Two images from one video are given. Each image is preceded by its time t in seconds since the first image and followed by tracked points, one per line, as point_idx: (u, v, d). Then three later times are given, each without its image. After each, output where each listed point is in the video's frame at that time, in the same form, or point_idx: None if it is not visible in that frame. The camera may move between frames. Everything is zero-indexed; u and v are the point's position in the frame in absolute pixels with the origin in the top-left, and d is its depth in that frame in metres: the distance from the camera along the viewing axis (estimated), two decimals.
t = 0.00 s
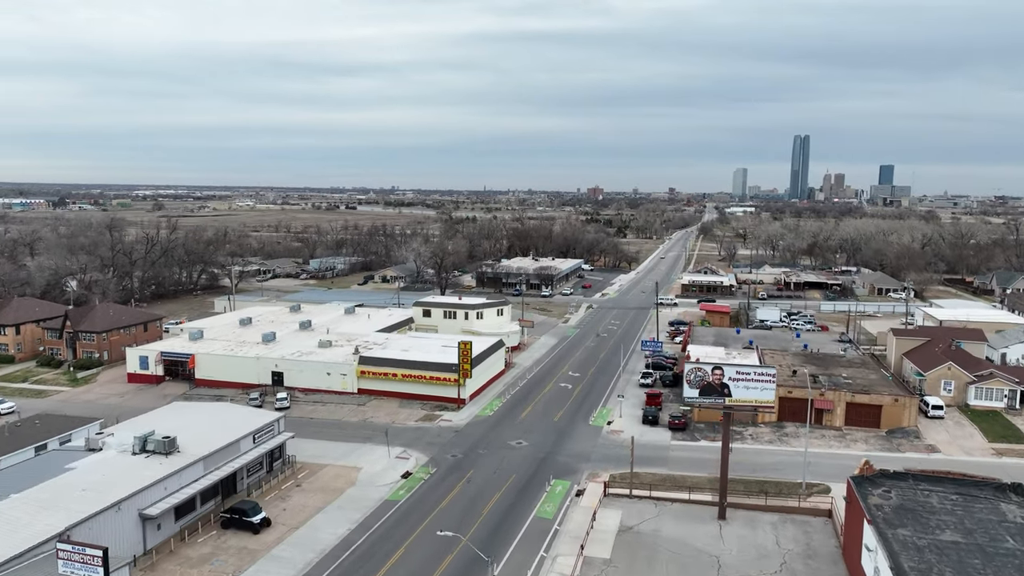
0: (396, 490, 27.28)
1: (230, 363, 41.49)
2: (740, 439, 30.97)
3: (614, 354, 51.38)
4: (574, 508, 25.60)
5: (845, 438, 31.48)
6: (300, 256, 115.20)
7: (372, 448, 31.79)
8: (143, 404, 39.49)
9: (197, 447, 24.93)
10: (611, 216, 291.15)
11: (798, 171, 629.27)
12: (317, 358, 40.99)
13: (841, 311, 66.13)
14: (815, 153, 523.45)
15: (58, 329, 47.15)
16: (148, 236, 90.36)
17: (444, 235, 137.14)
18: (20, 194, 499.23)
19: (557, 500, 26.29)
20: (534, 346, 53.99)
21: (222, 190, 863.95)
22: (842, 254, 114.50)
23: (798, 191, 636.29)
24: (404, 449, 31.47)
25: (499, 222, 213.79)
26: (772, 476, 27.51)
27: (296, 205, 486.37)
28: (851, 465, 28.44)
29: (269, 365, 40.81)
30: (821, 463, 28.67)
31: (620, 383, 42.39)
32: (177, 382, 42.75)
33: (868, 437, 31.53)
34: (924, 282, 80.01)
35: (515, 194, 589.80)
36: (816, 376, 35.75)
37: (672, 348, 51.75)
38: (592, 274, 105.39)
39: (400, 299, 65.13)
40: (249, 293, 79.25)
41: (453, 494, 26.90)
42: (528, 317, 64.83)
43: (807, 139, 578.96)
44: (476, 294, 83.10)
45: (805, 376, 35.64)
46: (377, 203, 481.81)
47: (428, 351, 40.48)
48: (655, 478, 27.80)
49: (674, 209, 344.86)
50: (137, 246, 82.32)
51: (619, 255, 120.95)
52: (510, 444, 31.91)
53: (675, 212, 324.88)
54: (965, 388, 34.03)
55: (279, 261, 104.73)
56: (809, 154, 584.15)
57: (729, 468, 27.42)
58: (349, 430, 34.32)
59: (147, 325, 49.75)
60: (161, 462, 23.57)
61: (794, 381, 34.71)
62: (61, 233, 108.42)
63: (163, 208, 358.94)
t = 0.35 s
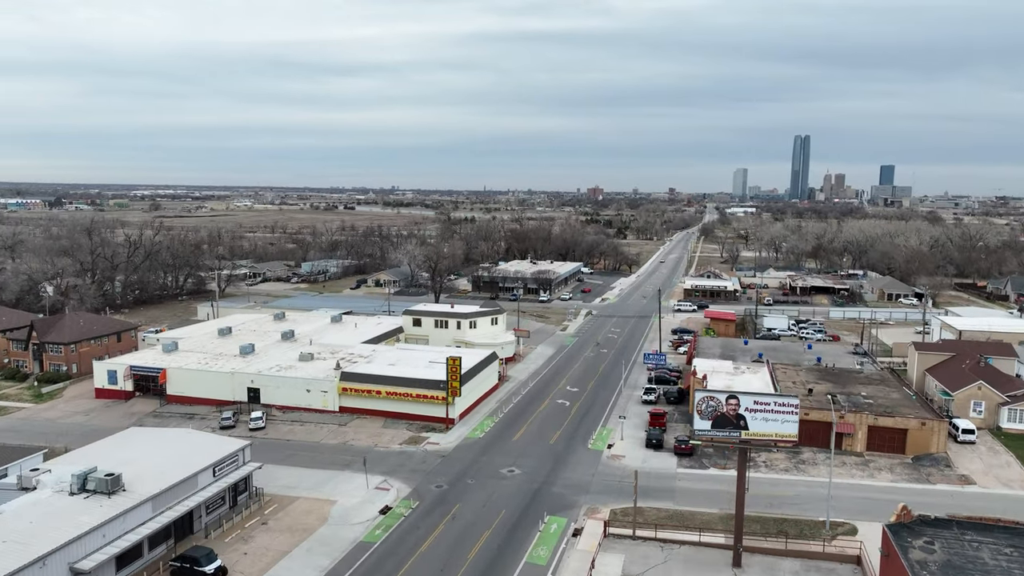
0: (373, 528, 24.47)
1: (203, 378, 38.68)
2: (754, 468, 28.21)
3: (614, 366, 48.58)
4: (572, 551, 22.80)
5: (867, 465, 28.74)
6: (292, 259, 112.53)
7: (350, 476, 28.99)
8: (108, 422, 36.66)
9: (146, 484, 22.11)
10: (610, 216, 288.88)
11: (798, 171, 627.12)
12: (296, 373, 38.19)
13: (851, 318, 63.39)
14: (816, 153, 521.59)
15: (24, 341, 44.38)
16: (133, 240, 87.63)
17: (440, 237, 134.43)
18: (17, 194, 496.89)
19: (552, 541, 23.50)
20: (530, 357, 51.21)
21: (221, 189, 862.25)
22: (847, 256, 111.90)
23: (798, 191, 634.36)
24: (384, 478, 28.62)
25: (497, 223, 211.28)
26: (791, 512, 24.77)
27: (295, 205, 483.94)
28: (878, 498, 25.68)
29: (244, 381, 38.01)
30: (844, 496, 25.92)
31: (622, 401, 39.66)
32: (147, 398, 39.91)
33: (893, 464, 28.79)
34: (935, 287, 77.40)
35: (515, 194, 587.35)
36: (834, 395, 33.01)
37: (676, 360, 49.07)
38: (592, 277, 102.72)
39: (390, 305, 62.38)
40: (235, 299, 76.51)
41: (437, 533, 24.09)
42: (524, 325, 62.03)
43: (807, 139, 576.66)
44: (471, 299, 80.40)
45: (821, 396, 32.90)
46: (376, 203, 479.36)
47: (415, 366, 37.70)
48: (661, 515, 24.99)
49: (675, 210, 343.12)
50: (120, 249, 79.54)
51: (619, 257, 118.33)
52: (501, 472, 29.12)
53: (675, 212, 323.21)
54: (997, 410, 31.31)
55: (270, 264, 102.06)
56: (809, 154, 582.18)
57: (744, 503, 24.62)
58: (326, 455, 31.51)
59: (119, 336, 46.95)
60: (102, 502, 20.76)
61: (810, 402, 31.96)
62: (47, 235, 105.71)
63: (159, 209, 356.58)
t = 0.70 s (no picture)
0: None
1: (171, 398, 35.68)
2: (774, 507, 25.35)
3: (616, 381, 45.60)
4: None
5: (899, 502, 25.82)
6: (284, 263, 109.77)
7: (324, 515, 26.04)
8: (66, 447, 33.68)
9: (78, 539, 19.15)
10: (609, 217, 286.12)
11: (798, 171, 624.45)
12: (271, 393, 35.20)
13: (864, 327, 60.48)
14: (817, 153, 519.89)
15: None
16: (118, 244, 84.85)
17: (437, 239, 131.62)
18: (14, 194, 495.01)
19: None
20: (527, 371, 48.25)
21: (220, 189, 860.74)
22: (854, 260, 109.28)
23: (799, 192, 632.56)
24: (361, 518, 25.66)
25: (496, 224, 208.65)
26: (820, 563, 21.79)
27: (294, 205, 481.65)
28: (915, 544, 22.77)
29: (215, 402, 35.06)
30: (879, 542, 22.96)
31: (624, 423, 36.70)
32: (112, 419, 36.92)
33: (928, 502, 25.86)
34: (948, 294, 74.48)
35: (515, 194, 584.87)
36: (857, 422, 30.12)
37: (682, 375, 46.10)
38: (592, 281, 99.91)
39: (381, 314, 59.42)
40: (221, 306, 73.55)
41: None
42: (521, 334, 59.05)
43: (808, 139, 576.21)
44: (467, 306, 77.47)
45: (844, 423, 29.99)
46: (375, 203, 477.01)
47: (400, 387, 34.75)
48: (672, 566, 22.01)
49: (675, 211, 340.78)
50: (103, 254, 76.69)
51: (620, 261, 115.57)
52: (492, 510, 26.15)
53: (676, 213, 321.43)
54: None
55: (261, 268, 99.27)
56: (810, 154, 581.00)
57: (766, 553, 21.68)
58: (300, 489, 28.54)
59: (87, 349, 43.98)
60: (21, 563, 17.81)
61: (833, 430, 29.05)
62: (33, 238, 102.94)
63: (157, 210, 354.70)
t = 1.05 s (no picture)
0: None
1: (136, 422, 32.75)
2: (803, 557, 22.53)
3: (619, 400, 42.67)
4: None
5: (942, 550, 22.96)
6: (276, 267, 106.92)
7: (294, 563, 23.14)
8: (18, 477, 30.72)
9: None
10: (609, 218, 283.52)
11: (799, 171, 622.07)
12: (245, 417, 32.31)
13: (879, 338, 57.63)
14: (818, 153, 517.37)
15: None
16: (103, 248, 81.96)
17: (434, 241, 128.79)
18: (12, 194, 492.25)
19: None
20: (524, 386, 45.30)
21: (219, 190, 858.05)
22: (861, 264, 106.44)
23: (800, 192, 629.98)
24: (334, 568, 22.74)
25: (495, 224, 205.72)
26: None
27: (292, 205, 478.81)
28: None
29: (183, 426, 32.15)
30: None
31: (629, 449, 33.77)
32: (73, 445, 33.95)
33: (974, 549, 23.01)
34: (964, 301, 71.61)
35: (515, 195, 582.08)
36: (888, 452, 27.25)
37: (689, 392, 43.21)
38: (593, 286, 97.00)
39: (371, 323, 56.47)
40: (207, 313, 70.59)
41: None
42: (518, 346, 56.12)
43: (809, 139, 573.65)
44: (464, 314, 74.56)
45: (873, 453, 27.10)
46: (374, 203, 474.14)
47: (385, 411, 31.85)
48: None
49: (675, 211, 340.22)
50: (84, 258, 73.71)
51: (621, 264, 112.75)
52: (483, 558, 23.25)
53: (677, 213, 319.13)
54: None
55: (252, 272, 96.33)
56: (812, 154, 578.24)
57: None
58: (270, 530, 25.66)
59: (52, 365, 41.01)
60: None
61: (863, 463, 26.20)
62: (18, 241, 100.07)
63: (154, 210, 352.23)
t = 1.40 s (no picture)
0: None
1: (93, 454, 29.70)
2: None
3: (623, 422, 39.59)
4: None
5: None
6: (268, 272, 103.85)
7: None
8: None
9: None
10: (610, 219, 280.78)
11: (800, 171, 619.45)
12: (213, 449, 29.29)
13: (897, 352, 54.57)
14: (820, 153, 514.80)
15: None
16: (86, 256, 78.99)
17: (431, 244, 125.80)
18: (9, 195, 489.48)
19: None
20: (522, 406, 42.22)
21: (218, 190, 855.13)
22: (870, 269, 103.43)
23: (801, 193, 627.34)
24: None
25: (494, 226, 202.65)
26: None
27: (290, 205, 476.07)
28: None
29: (144, 460, 29.12)
30: None
31: (636, 483, 30.76)
32: (25, 479, 30.85)
33: None
34: (982, 310, 68.57)
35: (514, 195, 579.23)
36: (931, 496, 24.16)
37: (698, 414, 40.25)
38: (594, 292, 93.95)
39: (361, 336, 53.42)
40: (191, 324, 67.56)
41: None
42: (516, 359, 53.11)
43: (811, 139, 570.85)
44: (459, 323, 71.45)
45: (914, 497, 24.01)
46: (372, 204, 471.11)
47: (367, 444, 28.84)
48: None
49: (675, 211, 337.75)
50: (64, 266, 70.63)
51: (623, 269, 109.76)
52: None
53: (677, 214, 316.18)
54: None
55: (242, 277, 93.23)
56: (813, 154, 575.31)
57: None
58: None
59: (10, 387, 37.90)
60: None
61: (904, 510, 23.13)
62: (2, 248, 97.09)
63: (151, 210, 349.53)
